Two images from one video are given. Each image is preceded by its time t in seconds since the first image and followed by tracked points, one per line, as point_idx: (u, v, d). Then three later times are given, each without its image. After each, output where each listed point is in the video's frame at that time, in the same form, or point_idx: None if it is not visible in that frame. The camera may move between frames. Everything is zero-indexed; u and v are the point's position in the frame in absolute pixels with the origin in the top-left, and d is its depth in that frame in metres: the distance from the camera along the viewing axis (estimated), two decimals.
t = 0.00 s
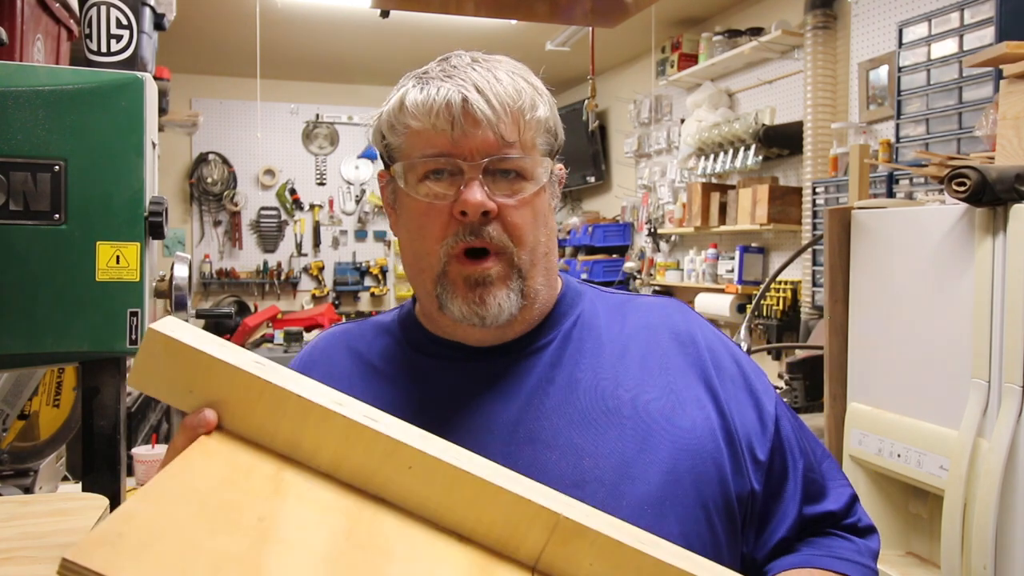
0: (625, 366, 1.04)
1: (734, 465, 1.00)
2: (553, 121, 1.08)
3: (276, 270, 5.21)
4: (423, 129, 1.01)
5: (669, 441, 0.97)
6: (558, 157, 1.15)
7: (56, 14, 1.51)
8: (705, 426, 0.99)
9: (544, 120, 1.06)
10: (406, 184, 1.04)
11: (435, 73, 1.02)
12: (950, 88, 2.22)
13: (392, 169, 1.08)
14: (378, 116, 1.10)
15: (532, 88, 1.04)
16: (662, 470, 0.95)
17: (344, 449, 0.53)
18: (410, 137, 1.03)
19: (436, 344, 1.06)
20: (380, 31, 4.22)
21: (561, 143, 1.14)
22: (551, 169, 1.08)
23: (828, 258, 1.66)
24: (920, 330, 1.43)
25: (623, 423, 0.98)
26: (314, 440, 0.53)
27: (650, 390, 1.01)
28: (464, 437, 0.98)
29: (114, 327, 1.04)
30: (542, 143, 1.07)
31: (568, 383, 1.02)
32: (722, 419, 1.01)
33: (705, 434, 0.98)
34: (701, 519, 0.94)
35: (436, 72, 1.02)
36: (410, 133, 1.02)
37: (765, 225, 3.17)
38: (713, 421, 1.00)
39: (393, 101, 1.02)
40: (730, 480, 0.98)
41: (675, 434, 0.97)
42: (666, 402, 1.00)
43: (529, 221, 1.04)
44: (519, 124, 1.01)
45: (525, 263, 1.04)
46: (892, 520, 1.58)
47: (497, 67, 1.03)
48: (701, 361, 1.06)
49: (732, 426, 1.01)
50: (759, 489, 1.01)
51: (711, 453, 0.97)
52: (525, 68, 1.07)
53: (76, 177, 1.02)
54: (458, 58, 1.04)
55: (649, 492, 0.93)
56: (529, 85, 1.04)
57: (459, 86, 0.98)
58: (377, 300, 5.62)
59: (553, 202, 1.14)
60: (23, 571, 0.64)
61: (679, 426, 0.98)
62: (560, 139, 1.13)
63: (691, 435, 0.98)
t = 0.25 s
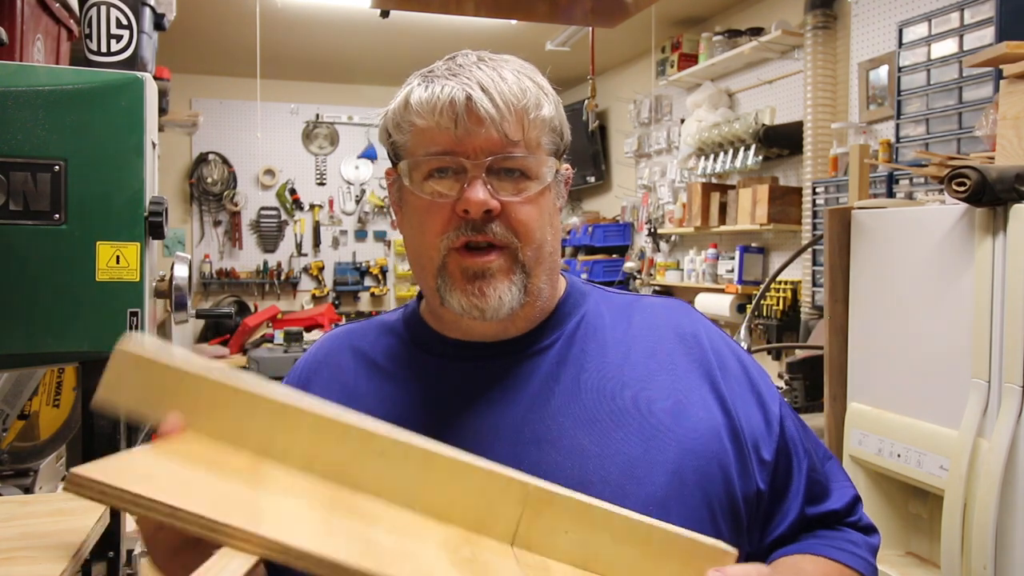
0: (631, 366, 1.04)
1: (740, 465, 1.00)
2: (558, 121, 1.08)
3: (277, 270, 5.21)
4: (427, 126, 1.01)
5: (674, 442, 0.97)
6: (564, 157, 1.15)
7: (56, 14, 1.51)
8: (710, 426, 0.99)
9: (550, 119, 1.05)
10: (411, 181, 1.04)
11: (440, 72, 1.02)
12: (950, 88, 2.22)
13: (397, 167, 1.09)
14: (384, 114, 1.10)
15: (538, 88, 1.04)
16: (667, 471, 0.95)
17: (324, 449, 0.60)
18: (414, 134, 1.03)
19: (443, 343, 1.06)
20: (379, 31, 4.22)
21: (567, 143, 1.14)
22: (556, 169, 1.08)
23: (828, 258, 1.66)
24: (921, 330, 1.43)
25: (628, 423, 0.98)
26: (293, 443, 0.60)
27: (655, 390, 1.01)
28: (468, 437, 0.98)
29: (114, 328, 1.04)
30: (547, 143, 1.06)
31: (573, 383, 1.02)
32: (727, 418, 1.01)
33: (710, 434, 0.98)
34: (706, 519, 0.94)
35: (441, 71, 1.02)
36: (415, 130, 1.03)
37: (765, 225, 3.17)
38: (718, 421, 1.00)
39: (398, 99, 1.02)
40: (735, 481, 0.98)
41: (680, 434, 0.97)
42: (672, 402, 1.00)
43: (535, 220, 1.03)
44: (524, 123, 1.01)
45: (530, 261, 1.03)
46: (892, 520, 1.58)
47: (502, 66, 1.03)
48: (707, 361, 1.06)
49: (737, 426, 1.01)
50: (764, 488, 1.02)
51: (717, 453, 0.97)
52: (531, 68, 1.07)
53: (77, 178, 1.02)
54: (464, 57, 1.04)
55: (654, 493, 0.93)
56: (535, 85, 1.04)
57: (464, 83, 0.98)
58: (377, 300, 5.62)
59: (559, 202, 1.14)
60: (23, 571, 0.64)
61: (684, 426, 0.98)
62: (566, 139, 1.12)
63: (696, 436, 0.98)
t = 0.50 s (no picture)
0: (631, 366, 1.04)
1: (740, 465, 1.00)
2: (557, 125, 1.07)
3: (277, 270, 5.21)
4: (421, 132, 1.01)
5: (674, 442, 0.97)
6: (566, 160, 1.14)
7: (56, 14, 1.51)
8: (709, 427, 0.99)
9: (547, 126, 1.04)
10: (406, 186, 1.04)
11: (437, 76, 1.02)
12: (951, 88, 2.22)
13: (397, 169, 1.09)
14: (385, 116, 1.11)
15: (535, 94, 1.03)
16: (665, 471, 0.95)
17: (328, 528, 0.54)
18: (411, 138, 1.03)
19: (443, 344, 1.06)
20: (380, 31, 4.21)
21: (568, 146, 1.13)
22: (554, 174, 1.07)
23: (828, 258, 1.66)
24: (921, 331, 1.43)
25: (627, 423, 0.98)
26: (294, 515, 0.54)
27: (655, 390, 1.01)
28: (469, 437, 0.98)
29: (114, 328, 1.04)
30: (545, 148, 1.05)
31: (573, 383, 1.02)
32: (727, 420, 1.01)
33: (709, 435, 0.98)
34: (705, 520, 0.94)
35: (438, 75, 1.02)
36: (411, 135, 1.03)
37: (765, 225, 3.17)
38: (718, 422, 1.00)
39: (394, 103, 1.03)
40: (735, 482, 0.98)
41: (680, 434, 0.97)
42: (672, 403, 1.00)
43: (529, 227, 1.03)
44: (518, 130, 1.00)
45: (521, 268, 1.03)
46: (892, 520, 1.58)
47: (500, 71, 1.02)
48: (706, 362, 1.06)
49: (737, 427, 1.01)
50: (764, 489, 1.02)
51: (716, 454, 0.97)
52: (532, 71, 1.06)
53: (77, 177, 1.02)
54: (464, 60, 1.04)
55: (653, 493, 0.93)
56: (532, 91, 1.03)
57: (458, 90, 0.98)
58: (377, 300, 5.62)
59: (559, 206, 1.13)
60: (23, 571, 0.64)
61: (684, 427, 0.98)
62: (566, 144, 1.11)
63: (696, 436, 0.98)
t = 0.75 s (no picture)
0: (633, 367, 1.04)
1: (741, 467, 1.00)
2: (556, 127, 1.07)
3: (277, 270, 5.22)
4: (418, 137, 1.02)
5: (675, 443, 0.97)
6: (566, 160, 1.14)
7: (56, 14, 1.51)
8: (710, 428, 0.99)
9: (544, 127, 1.04)
10: (404, 190, 1.05)
11: (433, 79, 1.02)
12: (951, 88, 2.22)
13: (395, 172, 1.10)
14: (383, 120, 1.11)
15: (531, 95, 1.03)
16: (667, 472, 0.95)
17: None
18: (408, 143, 1.04)
19: (443, 345, 1.06)
20: (380, 31, 4.21)
21: (567, 146, 1.13)
22: (552, 175, 1.07)
23: (828, 258, 1.66)
24: (921, 331, 1.43)
25: (629, 424, 0.98)
26: None
27: (657, 391, 1.01)
28: (471, 437, 0.98)
29: (114, 328, 1.04)
30: (543, 149, 1.05)
31: (574, 383, 1.02)
32: (728, 421, 1.02)
33: (711, 436, 0.98)
34: (706, 521, 0.94)
35: (434, 78, 1.02)
36: (408, 139, 1.03)
37: (765, 225, 3.17)
38: (719, 423, 1.00)
39: (390, 108, 1.03)
40: (736, 483, 0.98)
41: (681, 435, 0.97)
42: (674, 404, 1.00)
43: (527, 230, 1.03)
44: (514, 133, 1.00)
45: (520, 272, 1.03)
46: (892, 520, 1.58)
47: (496, 73, 1.02)
48: (707, 363, 1.06)
49: (738, 428, 1.02)
50: (765, 490, 1.02)
51: (717, 455, 0.97)
52: (529, 72, 1.06)
53: (77, 177, 1.02)
54: (460, 63, 1.04)
55: (655, 494, 0.93)
56: (528, 93, 1.03)
57: (453, 94, 0.98)
58: (377, 300, 5.62)
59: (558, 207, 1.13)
60: (23, 571, 0.64)
61: (685, 428, 0.98)
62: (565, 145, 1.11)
63: (697, 437, 0.98)
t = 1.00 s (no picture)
0: (636, 367, 1.04)
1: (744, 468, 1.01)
2: (557, 126, 1.07)
3: (277, 270, 5.22)
4: (419, 137, 1.02)
5: (679, 444, 0.97)
6: (568, 159, 1.14)
7: (56, 14, 1.51)
8: (713, 429, 0.99)
9: (546, 127, 1.04)
10: (405, 190, 1.05)
11: (434, 80, 1.02)
12: (951, 88, 2.22)
13: (396, 172, 1.10)
14: (383, 120, 1.11)
15: (533, 95, 1.03)
16: (672, 472, 0.95)
17: None
18: (409, 143, 1.04)
19: (445, 346, 1.06)
20: (380, 32, 4.22)
21: (569, 145, 1.13)
22: (554, 174, 1.07)
23: (828, 258, 1.66)
24: (921, 331, 1.43)
25: (633, 424, 0.98)
26: None
27: (660, 392, 1.01)
28: (474, 438, 0.98)
29: (114, 328, 1.04)
30: (545, 149, 1.05)
31: (578, 384, 1.02)
32: (730, 422, 1.02)
33: (714, 437, 0.99)
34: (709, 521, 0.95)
35: (435, 79, 1.02)
36: (409, 140, 1.03)
37: (765, 225, 3.17)
38: (722, 424, 1.01)
39: (391, 109, 1.03)
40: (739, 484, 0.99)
41: (685, 436, 0.98)
42: (677, 404, 1.00)
43: (529, 230, 1.03)
44: (516, 133, 1.00)
45: (523, 272, 1.03)
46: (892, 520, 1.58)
47: (497, 73, 1.02)
48: (710, 364, 1.07)
49: (740, 430, 1.02)
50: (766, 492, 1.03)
51: (720, 457, 0.98)
52: (530, 72, 1.06)
53: (77, 177, 1.02)
54: (460, 63, 1.03)
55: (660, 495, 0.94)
56: (530, 93, 1.03)
57: (455, 94, 0.98)
58: (377, 300, 5.63)
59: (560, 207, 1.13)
60: (23, 571, 0.64)
61: (689, 428, 0.98)
62: (567, 144, 1.11)
63: (700, 438, 0.98)
